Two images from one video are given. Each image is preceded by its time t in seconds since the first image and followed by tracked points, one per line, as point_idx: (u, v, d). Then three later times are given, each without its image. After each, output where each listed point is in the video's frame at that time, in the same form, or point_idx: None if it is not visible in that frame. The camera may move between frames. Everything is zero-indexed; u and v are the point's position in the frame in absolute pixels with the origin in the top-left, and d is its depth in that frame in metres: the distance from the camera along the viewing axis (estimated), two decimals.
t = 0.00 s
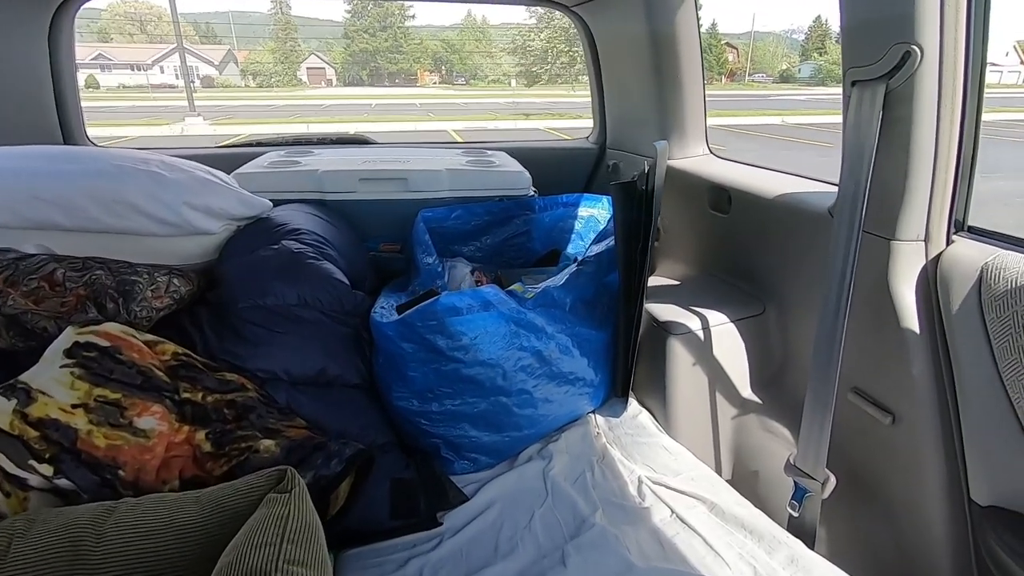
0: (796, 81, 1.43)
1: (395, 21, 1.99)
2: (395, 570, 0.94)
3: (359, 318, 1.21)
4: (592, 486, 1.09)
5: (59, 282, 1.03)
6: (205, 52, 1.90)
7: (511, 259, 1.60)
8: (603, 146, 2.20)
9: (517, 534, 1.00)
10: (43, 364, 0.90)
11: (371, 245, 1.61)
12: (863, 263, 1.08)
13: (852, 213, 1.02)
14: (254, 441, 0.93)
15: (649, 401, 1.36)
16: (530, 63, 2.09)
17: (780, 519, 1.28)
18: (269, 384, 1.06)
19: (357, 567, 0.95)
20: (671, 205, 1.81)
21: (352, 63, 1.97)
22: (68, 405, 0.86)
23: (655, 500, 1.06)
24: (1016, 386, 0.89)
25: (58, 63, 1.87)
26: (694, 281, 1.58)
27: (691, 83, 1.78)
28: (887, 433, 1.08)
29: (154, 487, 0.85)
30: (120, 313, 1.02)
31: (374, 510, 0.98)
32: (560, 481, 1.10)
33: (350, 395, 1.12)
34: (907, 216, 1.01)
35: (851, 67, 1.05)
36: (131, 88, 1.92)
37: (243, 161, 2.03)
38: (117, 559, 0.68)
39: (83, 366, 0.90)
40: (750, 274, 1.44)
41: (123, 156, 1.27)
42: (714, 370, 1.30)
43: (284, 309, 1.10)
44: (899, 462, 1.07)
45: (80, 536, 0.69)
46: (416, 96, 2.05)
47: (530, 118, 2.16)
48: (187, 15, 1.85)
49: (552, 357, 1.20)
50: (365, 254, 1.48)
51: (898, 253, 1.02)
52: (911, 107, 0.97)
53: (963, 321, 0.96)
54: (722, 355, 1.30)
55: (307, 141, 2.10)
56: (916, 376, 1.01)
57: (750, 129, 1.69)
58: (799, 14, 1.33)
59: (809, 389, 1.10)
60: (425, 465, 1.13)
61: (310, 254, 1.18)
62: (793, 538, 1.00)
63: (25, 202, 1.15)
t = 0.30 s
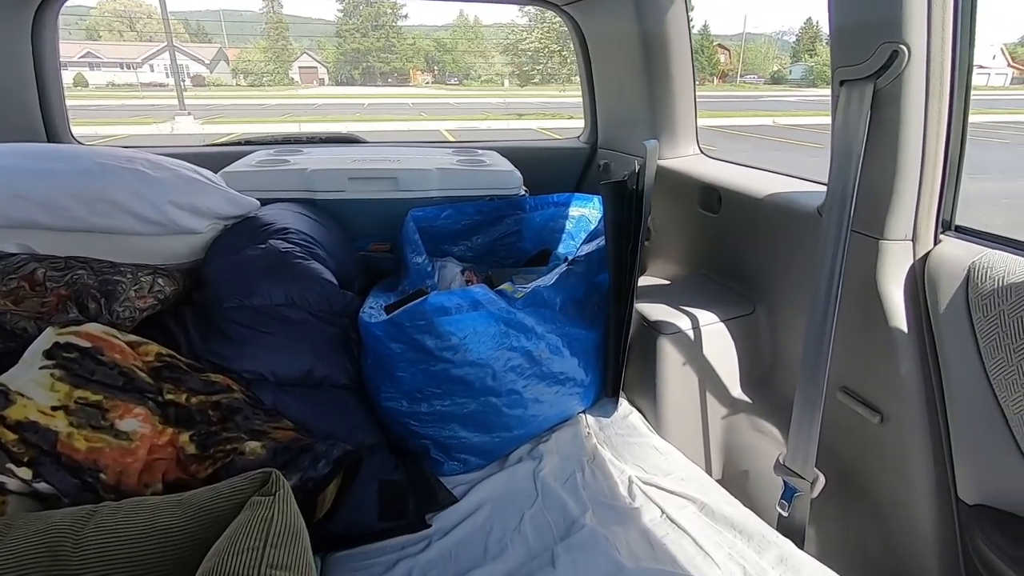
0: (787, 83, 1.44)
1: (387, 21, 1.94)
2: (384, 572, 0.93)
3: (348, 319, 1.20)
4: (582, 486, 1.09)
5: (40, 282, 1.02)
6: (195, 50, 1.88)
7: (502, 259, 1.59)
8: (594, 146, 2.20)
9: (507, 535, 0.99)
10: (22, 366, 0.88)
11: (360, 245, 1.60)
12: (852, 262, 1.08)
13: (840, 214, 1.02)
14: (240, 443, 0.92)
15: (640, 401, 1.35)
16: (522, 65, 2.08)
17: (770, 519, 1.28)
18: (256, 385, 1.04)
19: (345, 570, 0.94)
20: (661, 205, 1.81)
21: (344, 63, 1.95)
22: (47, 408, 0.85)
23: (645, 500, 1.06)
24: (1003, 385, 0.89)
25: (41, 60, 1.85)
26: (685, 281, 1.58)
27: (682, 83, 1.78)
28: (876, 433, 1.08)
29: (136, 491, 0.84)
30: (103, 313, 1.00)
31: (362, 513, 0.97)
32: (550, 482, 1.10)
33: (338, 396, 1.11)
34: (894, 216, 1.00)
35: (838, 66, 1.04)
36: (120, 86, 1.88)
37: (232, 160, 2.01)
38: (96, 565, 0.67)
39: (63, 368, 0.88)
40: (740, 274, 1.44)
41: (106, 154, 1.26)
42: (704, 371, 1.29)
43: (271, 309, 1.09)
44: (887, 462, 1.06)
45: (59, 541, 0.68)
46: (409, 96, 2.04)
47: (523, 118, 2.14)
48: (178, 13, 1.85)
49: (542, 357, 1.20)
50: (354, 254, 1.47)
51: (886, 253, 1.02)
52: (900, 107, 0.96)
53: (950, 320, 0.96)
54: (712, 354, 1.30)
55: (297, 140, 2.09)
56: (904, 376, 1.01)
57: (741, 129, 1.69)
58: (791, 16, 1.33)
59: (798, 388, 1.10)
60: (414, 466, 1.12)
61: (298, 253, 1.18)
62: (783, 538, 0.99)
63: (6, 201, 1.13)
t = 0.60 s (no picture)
0: (779, 83, 1.44)
1: (379, 20, 1.96)
2: None
3: (337, 324, 1.19)
4: (573, 491, 1.08)
5: (22, 289, 1.01)
6: (186, 50, 1.87)
7: (493, 262, 1.59)
8: (585, 150, 2.19)
9: (497, 541, 0.98)
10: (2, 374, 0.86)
11: (349, 248, 1.58)
12: (840, 266, 1.08)
13: (828, 218, 1.02)
14: (227, 451, 0.92)
15: (630, 404, 1.35)
16: (514, 66, 2.11)
17: (761, 523, 1.29)
18: (243, 392, 1.03)
19: None
20: (652, 207, 1.81)
21: (336, 62, 1.95)
22: (29, 417, 0.84)
23: (636, 505, 1.05)
24: (989, 389, 0.89)
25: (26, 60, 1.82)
26: (675, 283, 1.58)
27: (673, 84, 1.78)
28: (864, 436, 1.08)
29: (121, 500, 0.83)
30: (86, 320, 0.99)
31: (351, 520, 0.96)
32: (541, 486, 1.09)
33: (327, 402, 1.10)
34: (882, 220, 1.01)
35: (826, 72, 1.04)
36: (109, 86, 1.88)
37: (221, 162, 1.99)
38: None
39: (45, 376, 0.87)
40: (729, 277, 1.44)
41: (90, 158, 1.24)
42: (695, 374, 1.30)
43: (259, 315, 1.08)
44: (876, 465, 1.07)
45: (40, 554, 0.66)
46: (402, 96, 2.04)
47: (515, 118, 2.16)
48: (168, 13, 1.84)
49: (532, 361, 1.19)
50: (343, 258, 1.47)
51: (873, 257, 1.02)
52: (887, 112, 0.97)
53: (937, 324, 0.96)
54: (703, 358, 1.30)
55: (288, 142, 2.06)
56: (892, 380, 1.01)
57: (732, 129, 1.69)
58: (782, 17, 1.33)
59: (787, 392, 1.10)
60: (403, 471, 1.11)
61: (287, 258, 1.17)
62: (772, 541, 0.99)
63: None
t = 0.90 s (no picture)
0: (772, 82, 1.42)
1: (372, 17, 1.96)
2: None
3: (330, 329, 1.18)
4: (568, 496, 1.08)
5: (8, 295, 0.99)
6: (177, 48, 1.85)
7: (487, 264, 1.58)
8: (580, 150, 2.19)
9: (491, 547, 0.98)
10: None
11: (343, 251, 1.59)
12: (835, 271, 1.08)
13: (823, 224, 1.02)
14: (218, 460, 0.91)
15: (626, 408, 1.35)
16: (509, 64, 2.08)
17: (756, 527, 1.28)
18: (235, 399, 1.02)
19: None
20: (646, 208, 1.80)
21: (329, 61, 1.93)
22: (15, 427, 0.82)
23: (632, 510, 1.05)
24: (983, 395, 0.89)
25: (12, 58, 1.80)
26: (671, 286, 1.58)
27: (667, 84, 1.77)
28: (859, 441, 1.08)
29: (110, 512, 0.82)
30: (74, 328, 0.98)
31: (344, 528, 0.95)
32: (536, 492, 1.08)
33: (320, 408, 1.09)
34: (877, 225, 1.00)
35: (821, 76, 1.04)
36: (99, 83, 1.86)
37: (213, 163, 1.97)
38: None
39: (31, 386, 0.86)
40: (724, 280, 1.44)
41: (77, 160, 1.23)
42: (690, 378, 1.29)
43: (251, 321, 1.07)
44: (870, 470, 1.06)
45: (26, 571, 0.65)
46: (396, 95, 2.03)
47: (509, 116, 2.14)
48: (159, 9, 1.81)
49: (527, 366, 1.18)
50: (337, 261, 1.46)
51: (868, 262, 1.02)
52: (882, 118, 0.96)
53: (932, 330, 0.96)
54: (698, 361, 1.29)
55: (280, 142, 2.05)
56: (887, 386, 1.01)
57: (726, 128, 1.68)
58: (775, 15, 1.33)
59: (782, 397, 1.09)
60: (397, 478, 1.11)
61: (279, 262, 1.16)
62: (768, 547, 0.99)
63: None
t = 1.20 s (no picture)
0: (769, 81, 1.43)
1: (369, 16, 1.88)
2: None
3: (327, 328, 1.17)
4: (566, 496, 1.07)
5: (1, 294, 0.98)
6: (174, 45, 1.84)
7: (485, 263, 1.57)
8: (578, 149, 2.18)
9: (489, 548, 0.97)
10: None
11: (341, 250, 1.58)
12: (835, 270, 1.07)
13: (824, 223, 1.01)
14: (214, 461, 0.90)
15: (624, 408, 1.34)
16: (507, 62, 2.07)
17: (755, 528, 1.28)
18: (231, 399, 1.02)
19: None
20: (645, 207, 1.80)
21: (326, 58, 1.92)
22: (8, 428, 0.81)
23: (630, 510, 1.04)
24: (983, 396, 0.88)
25: (6, 54, 1.79)
26: (669, 286, 1.57)
27: (666, 83, 1.76)
28: (858, 441, 1.08)
29: (104, 513, 0.81)
30: (68, 327, 0.97)
31: (340, 529, 0.95)
32: (533, 492, 1.08)
33: (317, 408, 1.08)
34: (877, 224, 1.00)
35: (822, 74, 1.04)
36: (95, 80, 1.85)
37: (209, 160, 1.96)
38: None
39: (24, 386, 0.85)
40: (722, 279, 1.44)
41: (71, 158, 1.22)
42: (688, 377, 1.28)
43: (247, 320, 1.06)
44: (870, 470, 1.06)
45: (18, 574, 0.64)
46: (393, 92, 2.02)
47: (507, 114, 2.13)
48: (155, 6, 1.78)
49: (525, 365, 1.18)
50: (333, 259, 1.45)
51: (868, 262, 1.01)
52: (883, 117, 0.96)
53: (932, 330, 0.95)
54: (696, 361, 1.29)
55: (277, 141, 2.04)
56: (886, 386, 1.00)
57: (723, 127, 1.68)
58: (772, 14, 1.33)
59: (781, 396, 1.09)
60: (394, 478, 1.10)
61: (275, 261, 1.16)
62: (767, 548, 0.98)
63: None
